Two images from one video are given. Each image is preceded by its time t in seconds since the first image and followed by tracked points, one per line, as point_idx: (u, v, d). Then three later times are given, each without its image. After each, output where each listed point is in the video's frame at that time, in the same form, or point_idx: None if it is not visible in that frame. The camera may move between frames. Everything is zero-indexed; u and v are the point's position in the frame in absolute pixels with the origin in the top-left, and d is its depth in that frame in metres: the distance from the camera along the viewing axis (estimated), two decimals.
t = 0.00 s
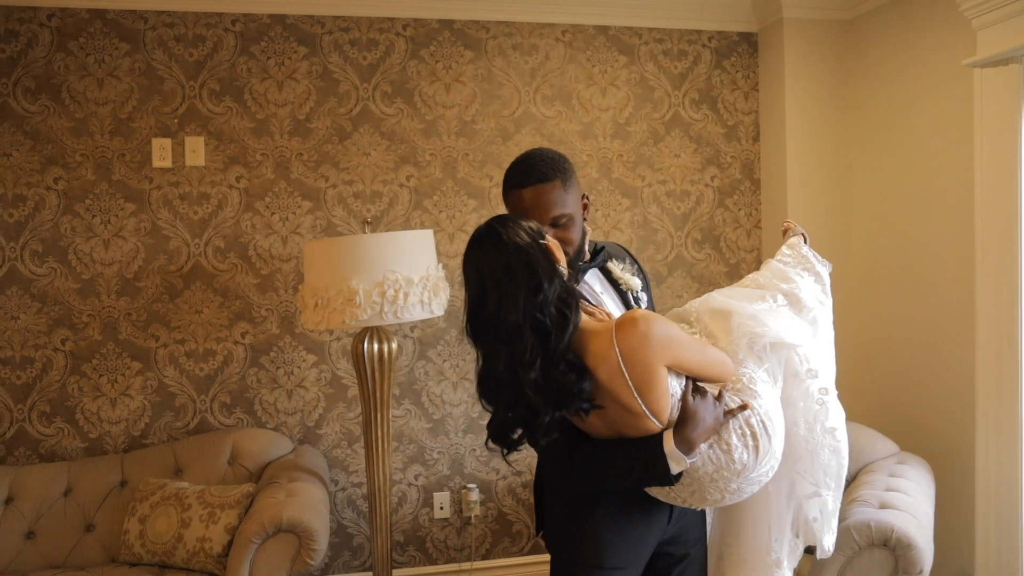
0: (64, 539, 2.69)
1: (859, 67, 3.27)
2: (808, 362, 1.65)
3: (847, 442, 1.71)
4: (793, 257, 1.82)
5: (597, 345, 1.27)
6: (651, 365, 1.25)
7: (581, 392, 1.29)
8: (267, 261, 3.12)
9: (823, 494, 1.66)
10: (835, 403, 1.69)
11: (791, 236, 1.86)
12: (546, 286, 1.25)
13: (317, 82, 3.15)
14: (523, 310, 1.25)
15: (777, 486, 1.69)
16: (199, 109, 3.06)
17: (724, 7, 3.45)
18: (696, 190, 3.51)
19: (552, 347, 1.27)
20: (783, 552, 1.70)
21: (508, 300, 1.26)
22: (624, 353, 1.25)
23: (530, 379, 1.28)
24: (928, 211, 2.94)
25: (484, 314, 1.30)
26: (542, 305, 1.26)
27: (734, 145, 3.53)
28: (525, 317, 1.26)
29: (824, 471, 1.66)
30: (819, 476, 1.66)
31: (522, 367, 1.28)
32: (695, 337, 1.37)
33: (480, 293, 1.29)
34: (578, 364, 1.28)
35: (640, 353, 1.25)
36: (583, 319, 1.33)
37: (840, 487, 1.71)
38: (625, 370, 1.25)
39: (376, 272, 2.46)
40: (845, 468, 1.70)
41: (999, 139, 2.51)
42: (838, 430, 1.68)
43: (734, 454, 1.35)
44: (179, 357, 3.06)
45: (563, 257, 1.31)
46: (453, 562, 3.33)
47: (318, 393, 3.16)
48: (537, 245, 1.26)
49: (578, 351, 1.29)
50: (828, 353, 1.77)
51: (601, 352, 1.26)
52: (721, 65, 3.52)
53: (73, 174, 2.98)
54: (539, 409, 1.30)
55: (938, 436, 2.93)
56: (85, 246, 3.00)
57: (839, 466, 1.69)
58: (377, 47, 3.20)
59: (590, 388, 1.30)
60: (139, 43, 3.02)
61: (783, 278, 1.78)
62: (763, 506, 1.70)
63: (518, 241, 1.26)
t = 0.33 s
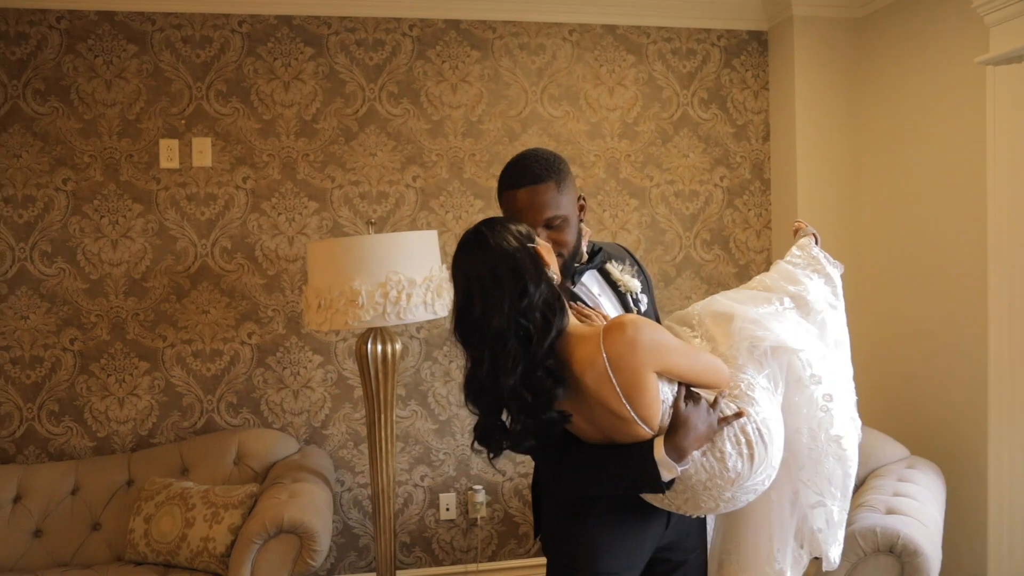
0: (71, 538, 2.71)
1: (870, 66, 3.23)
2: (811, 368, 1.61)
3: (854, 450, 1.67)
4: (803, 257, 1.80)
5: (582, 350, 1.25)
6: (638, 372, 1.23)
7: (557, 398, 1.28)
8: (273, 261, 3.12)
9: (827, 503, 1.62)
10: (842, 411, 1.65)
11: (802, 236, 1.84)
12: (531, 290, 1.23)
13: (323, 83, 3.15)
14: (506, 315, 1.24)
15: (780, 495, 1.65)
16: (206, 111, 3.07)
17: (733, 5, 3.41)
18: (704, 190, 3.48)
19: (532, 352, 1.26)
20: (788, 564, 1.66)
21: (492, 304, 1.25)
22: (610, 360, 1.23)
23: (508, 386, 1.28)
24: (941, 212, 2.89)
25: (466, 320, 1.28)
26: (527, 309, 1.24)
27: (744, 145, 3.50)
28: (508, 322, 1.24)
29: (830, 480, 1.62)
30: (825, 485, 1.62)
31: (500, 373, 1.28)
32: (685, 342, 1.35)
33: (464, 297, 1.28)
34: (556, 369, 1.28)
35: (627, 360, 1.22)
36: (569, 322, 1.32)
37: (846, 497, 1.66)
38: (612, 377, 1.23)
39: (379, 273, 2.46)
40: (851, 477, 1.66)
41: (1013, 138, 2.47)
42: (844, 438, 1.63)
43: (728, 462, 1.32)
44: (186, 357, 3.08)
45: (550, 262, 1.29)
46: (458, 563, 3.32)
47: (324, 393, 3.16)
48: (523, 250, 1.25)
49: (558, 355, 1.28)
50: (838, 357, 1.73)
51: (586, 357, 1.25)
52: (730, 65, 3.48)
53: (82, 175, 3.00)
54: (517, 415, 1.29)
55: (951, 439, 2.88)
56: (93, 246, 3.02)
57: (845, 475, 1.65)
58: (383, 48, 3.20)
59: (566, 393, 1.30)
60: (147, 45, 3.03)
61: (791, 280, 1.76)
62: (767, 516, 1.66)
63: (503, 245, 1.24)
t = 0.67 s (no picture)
0: (82, 536, 2.74)
1: (885, 64, 3.19)
2: (819, 373, 1.56)
3: (868, 458, 1.59)
4: (822, 258, 1.77)
5: (569, 357, 1.23)
6: (627, 379, 1.20)
7: (536, 405, 1.27)
8: (284, 262, 3.14)
9: (837, 513, 1.56)
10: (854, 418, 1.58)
11: (823, 236, 1.82)
12: (515, 294, 1.22)
13: (333, 84, 3.17)
14: (488, 320, 1.23)
15: (789, 503, 1.60)
16: (218, 113, 3.09)
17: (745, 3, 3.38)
18: (717, 191, 3.45)
19: (513, 358, 1.24)
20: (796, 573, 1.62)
21: (475, 308, 1.24)
22: (597, 366, 1.21)
23: (485, 392, 1.27)
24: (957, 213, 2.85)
25: (449, 323, 1.28)
26: (510, 314, 1.23)
27: (757, 144, 3.46)
28: (490, 327, 1.23)
29: (839, 488, 1.56)
30: (834, 493, 1.56)
31: (478, 380, 1.27)
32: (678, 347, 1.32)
33: (450, 301, 1.28)
34: (537, 376, 1.26)
35: (615, 367, 1.20)
36: (558, 326, 1.29)
37: (858, 509, 1.57)
38: (599, 383, 1.21)
39: (385, 275, 2.46)
40: (864, 488, 1.57)
41: None
42: (855, 446, 1.55)
43: (724, 470, 1.30)
44: (197, 357, 3.10)
45: (540, 267, 1.27)
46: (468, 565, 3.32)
47: (334, 394, 3.17)
48: (510, 255, 1.24)
49: (540, 362, 1.26)
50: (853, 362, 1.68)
51: (573, 365, 1.22)
52: (743, 63, 3.45)
53: (96, 177, 3.03)
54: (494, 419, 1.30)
55: (968, 443, 2.83)
56: (107, 247, 3.05)
57: (856, 485, 1.56)
58: (393, 48, 3.21)
59: (547, 399, 1.29)
60: (159, 47, 3.06)
61: (806, 282, 1.73)
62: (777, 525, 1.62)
63: (489, 249, 1.24)
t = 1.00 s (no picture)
0: (94, 533, 2.77)
1: (902, 62, 3.15)
2: (824, 381, 1.51)
3: (876, 468, 1.52)
4: (840, 261, 1.73)
5: (554, 361, 1.23)
6: (609, 383, 1.19)
7: (520, 408, 1.27)
8: (295, 263, 3.15)
9: (844, 525, 1.50)
10: (862, 427, 1.52)
11: (842, 238, 1.77)
12: (500, 298, 1.21)
13: (344, 85, 3.18)
14: (472, 323, 1.23)
15: (794, 514, 1.53)
16: (230, 114, 3.12)
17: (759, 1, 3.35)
18: (729, 191, 3.41)
19: (497, 362, 1.24)
20: None
21: (460, 312, 1.24)
22: (580, 370, 1.20)
23: (469, 395, 1.27)
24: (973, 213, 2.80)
25: (435, 327, 1.28)
26: (495, 317, 1.22)
27: (770, 145, 3.43)
28: (473, 331, 1.23)
29: (846, 498, 1.49)
30: (841, 504, 1.49)
31: (462, 383, 1.27)
32: (669, 352, 1.30)
33: (436, 304, 1.28)
34: (521, 381, 1.25)
35: (597, 370, 1.20)
36: (545, 328, 1.29)
37: (866, 523, 1.50)
38: (582, 387, 1.20)
39: (392, 276, 2.45)
40: (873, 499, 1.49)
41: None
42: (863, 455, 1.49)
43: (716, 478, 1.29)
44: (209, 357, 3.12)
45: (528, 270, 1.26)
46: (477, 566, 3.31)
47: (344, 394, 3.18)
48: (495, 259, 1.23)
49: (525, 365, 1.26)
50: (865, 368, 1.63)
51: (558, 369, 1.22)
52: (756, 63, 3.41)
53: (110, 178, 3.07)
54: (478, 422, 1.29)
55: (985, 448, 2.79)
56: (120, 248, 3.08)
57: (864, 497, 1.49)
58: (403, 50, 3.21)
59: (532, 403, 1.28)
60: (172, 50, 3.09)
61: (820, 285, 1.68)
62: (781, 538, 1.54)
63: (475, 253, 1.23)
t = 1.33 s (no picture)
0: (104, 530, 2.80)
1: (915, 60, 3.11)
2: (824, 387, 1.45)
3: (879, 478, 1.45)
4: (855, 264, 1.66)
5: (536, 363, 1.23)
6: (589, 385, 1.19)
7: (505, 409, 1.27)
8: (304, 263, 3.17)
9: (843, 536, 1.44)
10: (864, 435, 1.46)
11: (858, 240, 1.71)
12: (483, 298, 1.21)
13: (353, 86, 3.19)
14: (455, 324, 1.23)
15: (793, 523, 1.48)
16: (240, 116, 3.14)
17: None
18: (740, 192, 3.39)
19: (479, 363, 1.24)
20: None
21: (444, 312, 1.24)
22: (560, 371, 1.20)
23: (453, 395, 1.27)
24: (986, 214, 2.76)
25: (422, 327, 1.29)
26: (478, 318, 1.22)
27: (781, 144, 3.40)
28: (456, 331, 1.23)
29: (846, 508, 1.43)
30: (841, 515, 1.44)
31: (446, 383, 1.27)
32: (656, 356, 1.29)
33: (423, 305, 1.29)
34: (504, 382, 1.25)
35: (576, 372, 1.19)
36: (529, 330, 1.28)
37: (867, 535, 1.44)
38: (563, 388, 1.20)
39: (396, 276, 2.46)
40: (875, 511, 1.43)
41: None
42: (863, 465, 1.42)
43: (703, 484, 1.28)
44: (219, 357, 3.15)
45: (514, 271, 1.27)
46: (485, 567, 3.31)
47: (353, 394, 3.19)
48: (479, 260, 1.23)
49: (509, 366, 1.26)
50: (874, 375, 1.57)
51: (540, 371, 1.22)
52: (768, 62, 3.38)
53: (122, 180, 3.10)
54: (462, 422, 1.30)
55: (999, 451, 2.74)
56: (132, 248, 3.12)
57: (865, 508, 1.42)
58: (412, 51, 3.22)
59: (517, 404, 1.28)
60: (183, 52, 3.12)
61: (830, 289, 1.62)
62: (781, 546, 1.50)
63: (459, 254, 1.23)
